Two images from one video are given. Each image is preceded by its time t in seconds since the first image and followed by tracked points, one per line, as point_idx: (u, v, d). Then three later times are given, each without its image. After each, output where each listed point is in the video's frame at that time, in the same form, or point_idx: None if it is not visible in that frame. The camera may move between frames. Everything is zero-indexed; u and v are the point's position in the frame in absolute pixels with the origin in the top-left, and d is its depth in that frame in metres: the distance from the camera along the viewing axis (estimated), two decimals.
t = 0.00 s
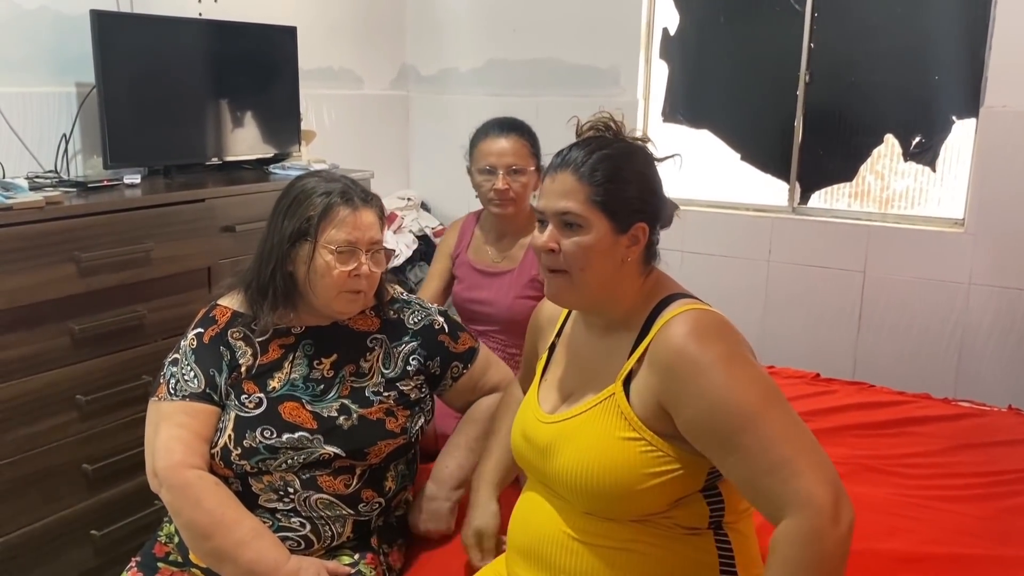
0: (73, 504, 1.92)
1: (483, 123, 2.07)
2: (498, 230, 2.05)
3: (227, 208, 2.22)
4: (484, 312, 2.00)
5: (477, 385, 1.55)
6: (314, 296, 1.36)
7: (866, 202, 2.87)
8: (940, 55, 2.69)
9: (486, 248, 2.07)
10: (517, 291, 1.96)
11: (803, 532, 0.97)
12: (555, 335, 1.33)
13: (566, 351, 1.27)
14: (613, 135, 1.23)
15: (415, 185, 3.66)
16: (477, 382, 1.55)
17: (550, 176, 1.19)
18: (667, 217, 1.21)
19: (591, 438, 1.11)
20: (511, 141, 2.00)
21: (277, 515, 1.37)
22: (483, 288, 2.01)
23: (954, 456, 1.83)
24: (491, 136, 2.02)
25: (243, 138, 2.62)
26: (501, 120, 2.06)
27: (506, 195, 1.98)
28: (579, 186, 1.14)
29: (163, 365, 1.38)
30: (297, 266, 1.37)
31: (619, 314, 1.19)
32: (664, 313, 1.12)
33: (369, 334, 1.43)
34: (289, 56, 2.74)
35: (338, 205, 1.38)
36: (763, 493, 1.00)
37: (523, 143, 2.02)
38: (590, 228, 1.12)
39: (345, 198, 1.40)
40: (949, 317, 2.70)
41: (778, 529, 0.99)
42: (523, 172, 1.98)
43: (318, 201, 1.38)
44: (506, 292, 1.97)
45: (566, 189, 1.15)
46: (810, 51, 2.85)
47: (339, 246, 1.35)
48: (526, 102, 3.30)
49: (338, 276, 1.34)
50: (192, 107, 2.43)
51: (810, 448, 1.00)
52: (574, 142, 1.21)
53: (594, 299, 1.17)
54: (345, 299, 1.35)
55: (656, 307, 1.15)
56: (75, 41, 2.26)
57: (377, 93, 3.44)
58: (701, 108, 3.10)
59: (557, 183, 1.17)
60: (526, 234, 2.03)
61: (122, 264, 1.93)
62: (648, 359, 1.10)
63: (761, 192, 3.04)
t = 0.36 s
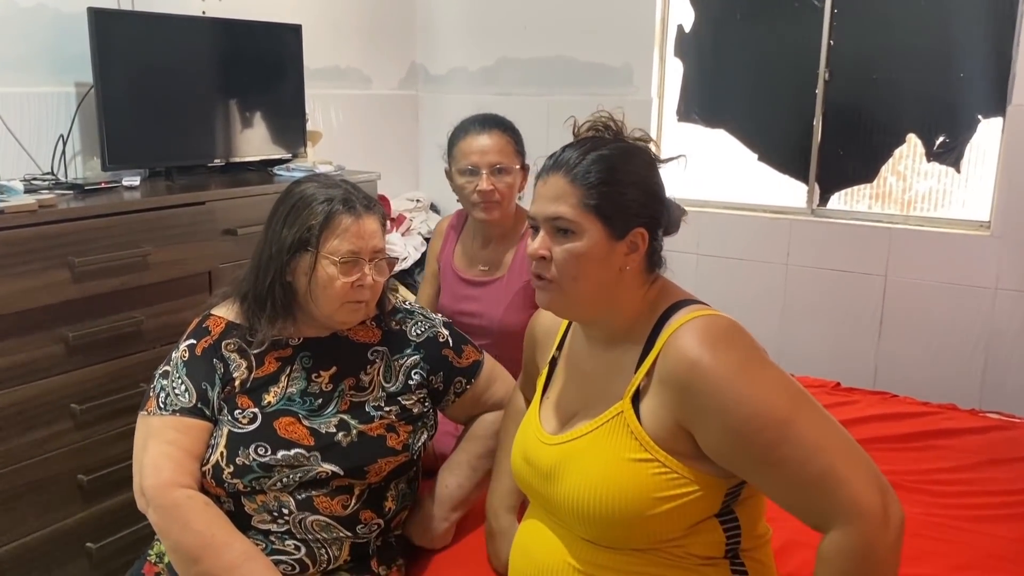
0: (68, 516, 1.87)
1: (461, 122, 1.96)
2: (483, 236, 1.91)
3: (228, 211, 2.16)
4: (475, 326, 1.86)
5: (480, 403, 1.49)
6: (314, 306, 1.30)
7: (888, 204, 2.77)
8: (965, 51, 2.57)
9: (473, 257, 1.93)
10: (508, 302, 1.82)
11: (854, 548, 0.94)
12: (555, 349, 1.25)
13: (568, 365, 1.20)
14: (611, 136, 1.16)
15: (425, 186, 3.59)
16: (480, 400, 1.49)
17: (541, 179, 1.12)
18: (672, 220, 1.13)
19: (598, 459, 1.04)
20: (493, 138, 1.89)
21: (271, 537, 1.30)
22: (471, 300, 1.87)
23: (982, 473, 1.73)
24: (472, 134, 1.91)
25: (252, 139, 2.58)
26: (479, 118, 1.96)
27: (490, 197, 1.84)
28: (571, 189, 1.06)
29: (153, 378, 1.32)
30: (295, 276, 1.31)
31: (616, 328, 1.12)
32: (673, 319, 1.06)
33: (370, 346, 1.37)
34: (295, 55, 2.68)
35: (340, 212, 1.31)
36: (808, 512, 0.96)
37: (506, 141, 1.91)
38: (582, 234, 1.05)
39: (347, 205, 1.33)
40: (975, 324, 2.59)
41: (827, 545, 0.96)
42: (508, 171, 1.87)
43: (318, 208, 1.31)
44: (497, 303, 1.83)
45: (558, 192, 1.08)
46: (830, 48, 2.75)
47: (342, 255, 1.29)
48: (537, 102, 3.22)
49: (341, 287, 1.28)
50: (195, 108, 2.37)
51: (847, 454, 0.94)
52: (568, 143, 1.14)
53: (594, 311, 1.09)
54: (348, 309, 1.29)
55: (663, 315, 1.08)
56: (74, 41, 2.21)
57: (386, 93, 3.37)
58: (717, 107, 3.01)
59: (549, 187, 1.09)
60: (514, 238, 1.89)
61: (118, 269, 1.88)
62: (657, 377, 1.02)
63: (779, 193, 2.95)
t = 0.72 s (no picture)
0: (67, 528, 1.83)
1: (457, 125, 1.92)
2: (485, 244, 1.84)
3: (234, 215, 2.12)
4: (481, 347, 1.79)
5: (486, 418, 1.43)
6: (308, 318, 1.25)
7: (911, 207, 2.67)
8: (993, 48, 2.47)
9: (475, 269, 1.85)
10: (514, 319, 1.75)
11: None
12: (561, 366, 1.19)
13: (574, 384, 1.14)
14: (618, 142, 1.10)
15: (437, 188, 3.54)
16: (487, 414, 1.43)
17: (543, 189, 1.06)
18: (686, 229, 1.07)
19: (608, 488, 0.98)
20: (492, 132, 1.85)
21: (268, 559, 1.25)
22: (475, 319, 1.80)
23: (1010, 491, 1.64)
24: (470, 131, 1.86)
25: (264, 140, 2.55)
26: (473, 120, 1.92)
27: (494, 187, 1.78)
28: (575, 200, 1.00)
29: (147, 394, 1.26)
30: (287, 287, 1.26)
31: (625, 347, 1.06)
32: (684, 338, 1.00)
33: (372, 360, 1.31)
34: (304, 55, 2.63)
35: (332, 219, 1.26)
36: (824, 545, 0.92)
37: (506, 136, 1.88)
38: (585, 248, 0.99)
39: (338, 211, 1.27)
40: (1003, 332, 2.49)
41: None
42: (510, 163, 1.83)
43: (309, 215, 1.26)
44: (502, 321, 1.76)
45: (561, 204, 1.02)
46: (852, 46, 2.66)
47: (333, 264, 1.24)
48: (551, 102, 3.16)
49: (333, 298, 1.23)
50: (201, 110, 2.34)
51: (868, 491, 0.90)
52: (573, 150, 1.08)
53: (603, 328, 1.03)
54: (342, 320, 1.24)
55: (674, 331, 1.02)
56: (77, 42, 2.17)
57: (397, 94, 3.31)
58: (734, 108, 2.93)
59: (552, 198, 1.03)
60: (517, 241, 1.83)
61: (119, 275, 1.84)
62: (669, 400, 0.97)
63: (799, 196, 2.86)
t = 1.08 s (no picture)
0: (78, 530, 1.82)
1: (462, 129, 1.88)
2: (496, 250, 1.80)
3: (246, 215, 2.11)
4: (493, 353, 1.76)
5: (498, 422, 1.40)
6: (315, 320, 1.24)
7: (933, 207, 2.61)
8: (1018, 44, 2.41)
9: (487, 274, 1.82)
10: (526, 325, 1.72)
11: None
12: (577, 370, 1.17)
13: (591, 391, 1.12)
14: (627, 141, 1.07)
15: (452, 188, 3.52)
16: (498, 418, 1.39)
17: (555, 194, 1.03)
18: (700, 229, 1.04)
19: (624, 497, 0.96)
20: (499, 136, 1.80)
21: (276, 565, 1.24)
22: (486, 325, 1.77)
23: None
24: (477, 136, 1.82)
25: (279, 139, 2.54)
26: (478, 121, 1.88)
27: (505, 197, 1.75)
28: (588, 206, 0.98)
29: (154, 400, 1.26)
30: (293, 290, 1.24)
31: (644, 353, 1.03)
32: (701, 344, 0.97)
33: (380, 362, 1.29)
34: (318, 55, 2.62)
35: (333, 219, 1.25)
36: (839, 558, 0.90)
37: (514, 139, 1.83)
38: (602, 255, 0.96)
39: (338, 210, 1.26)
40: None
41: None
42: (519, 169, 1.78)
43: (309, 215, 1.25)
44: (514, 328, 1.73)
45: (573, 211, 0.99)
46: (872, 43, 2.60)
47: (337, 263, 1.22)
48: (566, 101, 3.13)
49: (339, 298, 1.21)
50: (215, 110, 2.33)
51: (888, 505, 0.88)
52: (583, 153, 1.05)
53: (622, 334, 1.00)
54: (350, 320, 1.23)
55: (694, 336, 0.99)
56: (91, 43, 2.17)
57: (411, 94, 3.29)
58: (752, 107, 2.88)
59: (564, 203, 1.00)
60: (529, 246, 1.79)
61: (130, 276, 1.83)
62: (688, 407, 0.94)
63: (818, 196, 2.81)
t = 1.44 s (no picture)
0: (97, 526, 1.84)
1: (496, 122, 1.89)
2: (521, 242, 1.81)
3: (261, 215, 2.12)
4: (510, 340, 1.78)
5: (509, 417, 1.40)
6: (328, 320, 1.25)
7: (949, 205, 2.58)
8: None
9: (510, 265, 1.83)
10: (544, 316, 1.73)
11: None
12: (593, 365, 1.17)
13: (605, 388, 1.12)
14: (644, 141, 1.07)
15: (466, 187, 3.53)
16: (510, 414, 1.40)
17: (572, 195, 1.03)
18: (718, 228, 1.04)
19: (640, 497, 0.96)
20: (530, 134, 1.81)
21: (292, 561, 1.25)
22: (506, 312, 1.78)
23: None
24: (509, 131, 1.82)
25: (295, 139, 2.55)
26: (513, 118, 1.89)
27: (530, 194, 1.75)
28: (604, 208, 0.98)
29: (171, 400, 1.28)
30: (303, 293, 1.26)
31: (661, 350, 1.04)
32: (718, 343, 0.97)
33: (392, 359, 1.30)
34: (333, 55, 2.64)
35: (335, 219, 1.26)
36: (849, 556, 0.91)
37: (546, 138, 1.84)
38: (619, 257, 0.97)
39: (338, 208, 1.27)
40: None
41: None
42: (547, 167, 1.78)
43: (313, 216, 1.26)
44: (533, 317, 1.74)
45: (590, 214, 0.99)
46: (887, 41, 2.58)
47: (344, 262, 1.24)
48: (580, 100, 3.13)
49: (349, 296, 1.22)
50: (231, 111, 2.35)
51: (901, 505, 0.89)
52: (601, 153, 1.06)
53: (639, 334, 1.01)
54: (363, 318, 1.24)
55: (711, 334, 0.99)
56: (109, 44, 2.20)
57: (425, 93, 3.30)
58: (767, 105, 2.87)
59: (581, 205, 1.01)
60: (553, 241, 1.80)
61: (148, 275, 1.85)
62: (704, 405, 0.94)
63: (833, 195, 2.79)
